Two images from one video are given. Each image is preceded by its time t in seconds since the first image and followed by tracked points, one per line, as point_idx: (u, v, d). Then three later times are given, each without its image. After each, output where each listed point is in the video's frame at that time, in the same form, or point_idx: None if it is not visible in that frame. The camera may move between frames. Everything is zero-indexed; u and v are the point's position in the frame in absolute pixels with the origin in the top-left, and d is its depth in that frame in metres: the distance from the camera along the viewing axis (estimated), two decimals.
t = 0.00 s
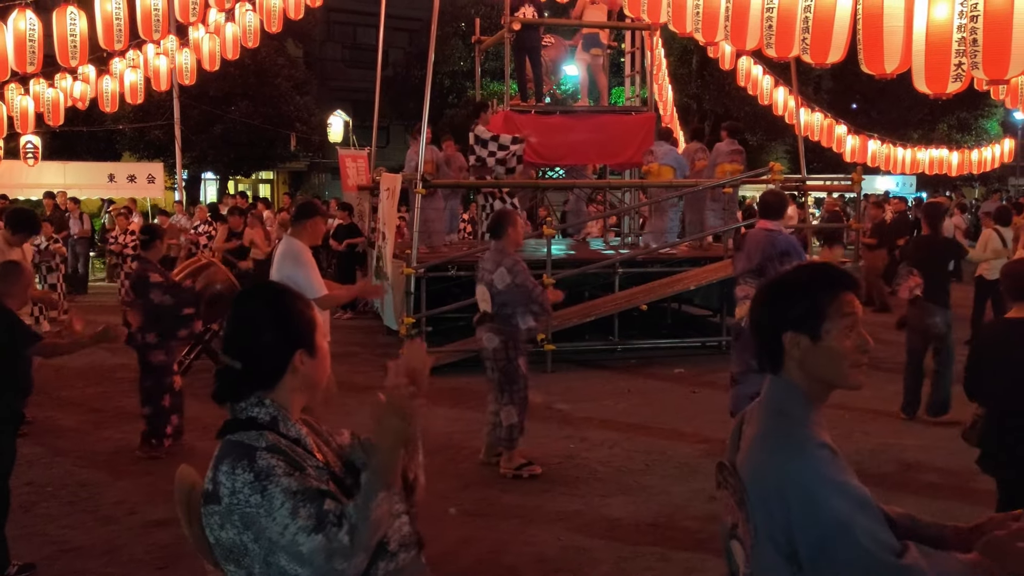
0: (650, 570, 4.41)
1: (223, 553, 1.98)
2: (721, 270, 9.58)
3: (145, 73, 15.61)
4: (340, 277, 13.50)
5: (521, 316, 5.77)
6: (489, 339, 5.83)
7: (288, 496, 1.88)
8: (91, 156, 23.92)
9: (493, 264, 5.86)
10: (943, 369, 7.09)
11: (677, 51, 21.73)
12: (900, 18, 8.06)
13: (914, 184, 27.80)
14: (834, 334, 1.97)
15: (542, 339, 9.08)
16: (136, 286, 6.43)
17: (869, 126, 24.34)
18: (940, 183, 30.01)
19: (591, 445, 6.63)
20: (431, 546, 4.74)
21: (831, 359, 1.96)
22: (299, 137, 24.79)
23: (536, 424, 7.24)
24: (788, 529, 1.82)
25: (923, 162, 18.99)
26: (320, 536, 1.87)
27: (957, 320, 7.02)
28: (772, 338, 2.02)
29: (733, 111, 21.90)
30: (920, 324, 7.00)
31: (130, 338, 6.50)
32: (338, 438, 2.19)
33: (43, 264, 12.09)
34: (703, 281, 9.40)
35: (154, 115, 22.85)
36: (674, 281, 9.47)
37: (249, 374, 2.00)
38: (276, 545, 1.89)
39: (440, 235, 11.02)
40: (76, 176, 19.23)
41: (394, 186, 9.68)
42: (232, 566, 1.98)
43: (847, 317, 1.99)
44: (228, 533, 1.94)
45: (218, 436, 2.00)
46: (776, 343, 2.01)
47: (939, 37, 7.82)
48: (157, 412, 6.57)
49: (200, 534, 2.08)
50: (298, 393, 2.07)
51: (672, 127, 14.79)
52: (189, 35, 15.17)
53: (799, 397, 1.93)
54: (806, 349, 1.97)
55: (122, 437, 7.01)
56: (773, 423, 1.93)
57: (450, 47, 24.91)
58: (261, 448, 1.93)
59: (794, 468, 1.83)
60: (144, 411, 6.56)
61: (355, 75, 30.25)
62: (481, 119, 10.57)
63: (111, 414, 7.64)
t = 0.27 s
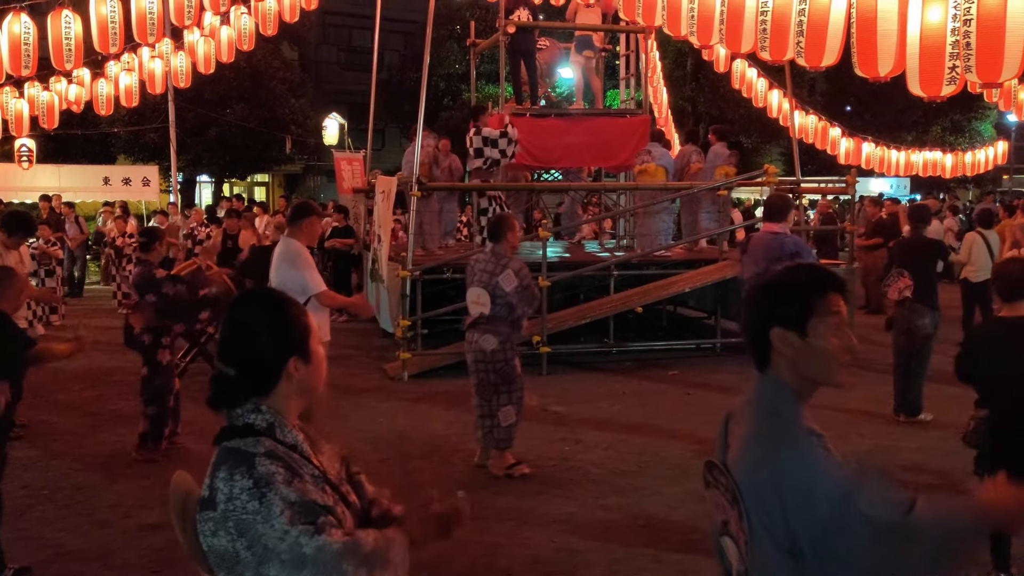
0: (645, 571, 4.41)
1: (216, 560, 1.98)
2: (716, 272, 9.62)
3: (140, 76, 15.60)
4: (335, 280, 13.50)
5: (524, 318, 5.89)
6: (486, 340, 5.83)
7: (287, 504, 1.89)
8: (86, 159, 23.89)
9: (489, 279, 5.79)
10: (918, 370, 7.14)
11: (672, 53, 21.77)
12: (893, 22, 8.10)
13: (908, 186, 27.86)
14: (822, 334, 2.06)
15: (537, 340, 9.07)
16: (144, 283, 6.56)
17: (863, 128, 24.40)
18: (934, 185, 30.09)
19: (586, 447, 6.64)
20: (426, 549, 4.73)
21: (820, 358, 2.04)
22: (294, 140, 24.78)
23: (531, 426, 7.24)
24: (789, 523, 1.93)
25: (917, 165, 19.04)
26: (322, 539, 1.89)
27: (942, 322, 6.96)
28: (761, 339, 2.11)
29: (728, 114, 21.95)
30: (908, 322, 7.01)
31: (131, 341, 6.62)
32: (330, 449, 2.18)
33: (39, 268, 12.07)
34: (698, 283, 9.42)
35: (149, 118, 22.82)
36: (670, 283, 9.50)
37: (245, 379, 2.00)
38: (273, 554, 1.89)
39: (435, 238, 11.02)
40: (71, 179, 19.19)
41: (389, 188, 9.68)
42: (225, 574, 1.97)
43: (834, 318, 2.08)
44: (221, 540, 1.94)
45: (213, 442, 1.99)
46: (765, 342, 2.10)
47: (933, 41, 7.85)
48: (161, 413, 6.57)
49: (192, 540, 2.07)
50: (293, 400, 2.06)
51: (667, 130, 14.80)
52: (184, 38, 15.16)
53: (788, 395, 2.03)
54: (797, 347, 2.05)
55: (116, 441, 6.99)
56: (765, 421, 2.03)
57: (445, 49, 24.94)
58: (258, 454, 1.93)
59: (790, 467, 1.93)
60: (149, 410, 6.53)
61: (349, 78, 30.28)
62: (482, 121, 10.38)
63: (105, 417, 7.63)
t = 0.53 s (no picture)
0: (641, 571, 4.42)
1: (221, 558, 1.99)
2: (712, 271, 9.64)
3: (135, 77, 15.58)
4: (331, 281, 13.49)
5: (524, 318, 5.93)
6: (483, 342, 5.86)
7: (296, 500, 1.91)
8: (81, 160, 23.85)
9: (481, 283, 5.83)
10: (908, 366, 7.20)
11: (666, 54, 21.81)
12: (888, 22, 8.13)
13: (902, 187, 27.94)
14: (808, 328, 2.10)
15: (534, 340, 9.04)
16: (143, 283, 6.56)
17: (857, 128, 24.46)
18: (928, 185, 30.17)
19: (582, 447, 6.64)
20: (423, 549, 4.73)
21: (806, 351, 2.08)
22: (289, 141, 24.73)
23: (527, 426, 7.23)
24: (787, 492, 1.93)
25: (911, 165, 19.09)
26: (329, 535, 1.93)
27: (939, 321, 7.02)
28: (748, 335, 2.16)
29: (723, 114, 21.99)
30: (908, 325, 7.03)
31: (133, 342, 6.75)
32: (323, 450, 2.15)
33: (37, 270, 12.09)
34: (695, 284, 9.42)
35: (143, 119, 22.79)
36: (667, 283, 9.52)
37: (246, 377, 2.01)
38: (280, 548, 1.91)
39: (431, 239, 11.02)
40: (65, 180, 19.14)
41: (385, 189, 9.67)
42: (229, 571, 1.98)
43: (820, 312, 2.12)
44: (226, 536, 1.95)
45: (216, 440, 2.00)
46: (751, 338, 2.15)
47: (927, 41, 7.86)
48: (171, 406, 6.69)
49: (196, 536, 2.05)
50: (295, 400, 2.06)
51: (662, 130, 14.81)
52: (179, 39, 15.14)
53: (775, 384, 2.07)
54: (783, 342, 2.09)
55: (113, 442, 6.98)
56: (753, 406, 2.06)
57: (440, 50, 24.94)
58: (265, 451, 1.94)
59: (780, 442, 1.94)
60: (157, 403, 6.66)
61: (344, 79, 30.27)
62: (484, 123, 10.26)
63: (100, 418, 7.61)
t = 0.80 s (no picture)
0: (635, 570, 4.42)
1: (216, 559, 1.98)
2: (707, 269, 9.65)
3: (128, 76, 15.54)
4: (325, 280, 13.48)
5: (518, 319, 5.86)
6: (482, 338, 5.90)
7: (279, 478, 1.90)
8: (74, 160, 23.80)
9: (479, 270, 5.89)
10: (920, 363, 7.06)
11: (661, 52, 21.84)
12: (881, 21, 8.14)
13: (896, 185, 28.00)
14: (793, 324, 2.10)
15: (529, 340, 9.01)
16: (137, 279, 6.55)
17: (851, 126, 24.51)
18: (922, 182, 30.23)
19: (577, 446, 6.64)
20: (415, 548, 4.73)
21: (790, 346, 2.09)
22: (284, 140, 24.68)
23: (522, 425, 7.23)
24: (774, 491, 1.97)
25: (905, 163, 19.12)
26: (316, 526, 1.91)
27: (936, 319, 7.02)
28: (733, 331, 2.17)
29: (717, 113, 22.01)
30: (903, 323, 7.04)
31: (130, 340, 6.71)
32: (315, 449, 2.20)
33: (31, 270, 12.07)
34: (690, 282, 9.44)
35: (137, 118, 22.74)
36: (662, 281, 9.53)
37: (244, 384, 2.01)
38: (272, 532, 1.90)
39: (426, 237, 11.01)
40: (59, 179, 19.09)
41: (379, 188, 9.66)
42: (224, 569, 1.97)
43: (804, 309, 2.13)
44: (224, 536, 1.95)
45: (211, 444, 2.00)
46: (737, 333, 2.16)
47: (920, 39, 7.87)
48: (178, 408, 6.77)
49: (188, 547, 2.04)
50: (291, 410, 2.05)
51: (656, 128, 14.82)
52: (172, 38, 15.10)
53: (759, 378, 2.08)
54: (767, 337, 2.10)
55: (105, 442, 6.97)
56: (737, 401, 2.09)
57: (435, 49, 24.94)
58: (259, 453, 1.95)
59: (768, 437, 1.98)
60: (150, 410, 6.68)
61: (338, 77, 30.25)
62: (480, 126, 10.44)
63: (94, 418, 7.59)
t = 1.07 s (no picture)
0: (632, 566, 4.42)
1: (208, 542, 2.02)
2: (701, 266, 9.67)
3: (120, 72, 15.49)
4: (319, 277, 13.45)
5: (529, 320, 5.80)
6: (495, 342, 5.85)
7: (262, 448, 1.97)
8: (66, 158, 23.72)
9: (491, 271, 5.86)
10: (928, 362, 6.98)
11: (654, 49, 21.86)
12: (874, 16, 8.16)
13: (890, 181, 28.04)
14: (793, 317, 2.11)
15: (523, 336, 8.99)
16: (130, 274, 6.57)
17: (844, 123, 24.54)
18: (915, 179, 30.27)
19: (573, 442, 6.64)
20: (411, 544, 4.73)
21: (789, 337, 2.10)
22: (276, 137, 24.59)
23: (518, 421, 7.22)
24: (779, 485, 1.97)
25: (898, 159, 19.14)
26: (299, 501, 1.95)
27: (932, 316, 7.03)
28: (732, 322, 2.17)
29: (711, 109, 22.02)
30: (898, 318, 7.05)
31: (126, 339, 6.72)
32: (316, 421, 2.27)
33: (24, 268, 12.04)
34: (684, 278, 9.44)
35: (128, 115, 22.67)
36: (656, 278, 9.54)
37: (229, 369, 2.07)
38: (259, 504, 1.95)
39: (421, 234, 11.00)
40: (50, 177, 19.02)
41: (373, 185, 9.64)
42: (219, 551, 2.02)
43: (802, 298, 2.13)
44: (214, 517, 2.00)
45: (203, 430, 2.06)
46: (736, 325, 2.16)
47: (913, 35, 7.90)
48: (172, 405, 6.72)
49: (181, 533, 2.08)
50: (277, 396, 2.09)
51: (650, 125, 14.81)
52: (164, 34, 15.04)
53: (758, 370, 2.09)
54: (769, 329, 2.11)
55: (99, 440, 6.95)
56: (738, 394, 2.09)
57: (428, 45, 24.93)
58: (246, 435, 2.00)
59: (772, 431, 1.98)
60: (142, 410, 6.66)
61: (331, 74, 30.20)
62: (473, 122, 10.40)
63: (87, 416, 7.57)
